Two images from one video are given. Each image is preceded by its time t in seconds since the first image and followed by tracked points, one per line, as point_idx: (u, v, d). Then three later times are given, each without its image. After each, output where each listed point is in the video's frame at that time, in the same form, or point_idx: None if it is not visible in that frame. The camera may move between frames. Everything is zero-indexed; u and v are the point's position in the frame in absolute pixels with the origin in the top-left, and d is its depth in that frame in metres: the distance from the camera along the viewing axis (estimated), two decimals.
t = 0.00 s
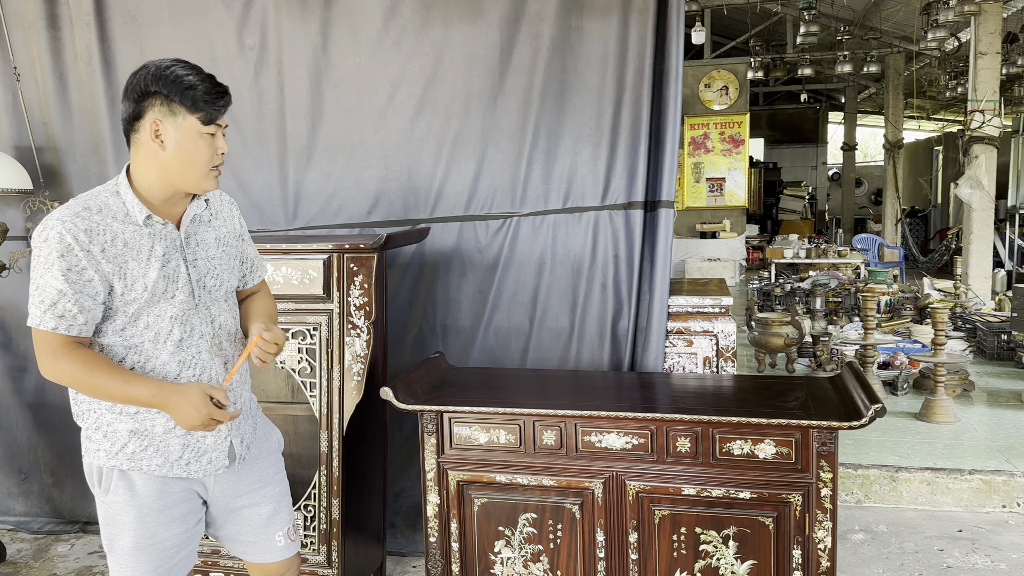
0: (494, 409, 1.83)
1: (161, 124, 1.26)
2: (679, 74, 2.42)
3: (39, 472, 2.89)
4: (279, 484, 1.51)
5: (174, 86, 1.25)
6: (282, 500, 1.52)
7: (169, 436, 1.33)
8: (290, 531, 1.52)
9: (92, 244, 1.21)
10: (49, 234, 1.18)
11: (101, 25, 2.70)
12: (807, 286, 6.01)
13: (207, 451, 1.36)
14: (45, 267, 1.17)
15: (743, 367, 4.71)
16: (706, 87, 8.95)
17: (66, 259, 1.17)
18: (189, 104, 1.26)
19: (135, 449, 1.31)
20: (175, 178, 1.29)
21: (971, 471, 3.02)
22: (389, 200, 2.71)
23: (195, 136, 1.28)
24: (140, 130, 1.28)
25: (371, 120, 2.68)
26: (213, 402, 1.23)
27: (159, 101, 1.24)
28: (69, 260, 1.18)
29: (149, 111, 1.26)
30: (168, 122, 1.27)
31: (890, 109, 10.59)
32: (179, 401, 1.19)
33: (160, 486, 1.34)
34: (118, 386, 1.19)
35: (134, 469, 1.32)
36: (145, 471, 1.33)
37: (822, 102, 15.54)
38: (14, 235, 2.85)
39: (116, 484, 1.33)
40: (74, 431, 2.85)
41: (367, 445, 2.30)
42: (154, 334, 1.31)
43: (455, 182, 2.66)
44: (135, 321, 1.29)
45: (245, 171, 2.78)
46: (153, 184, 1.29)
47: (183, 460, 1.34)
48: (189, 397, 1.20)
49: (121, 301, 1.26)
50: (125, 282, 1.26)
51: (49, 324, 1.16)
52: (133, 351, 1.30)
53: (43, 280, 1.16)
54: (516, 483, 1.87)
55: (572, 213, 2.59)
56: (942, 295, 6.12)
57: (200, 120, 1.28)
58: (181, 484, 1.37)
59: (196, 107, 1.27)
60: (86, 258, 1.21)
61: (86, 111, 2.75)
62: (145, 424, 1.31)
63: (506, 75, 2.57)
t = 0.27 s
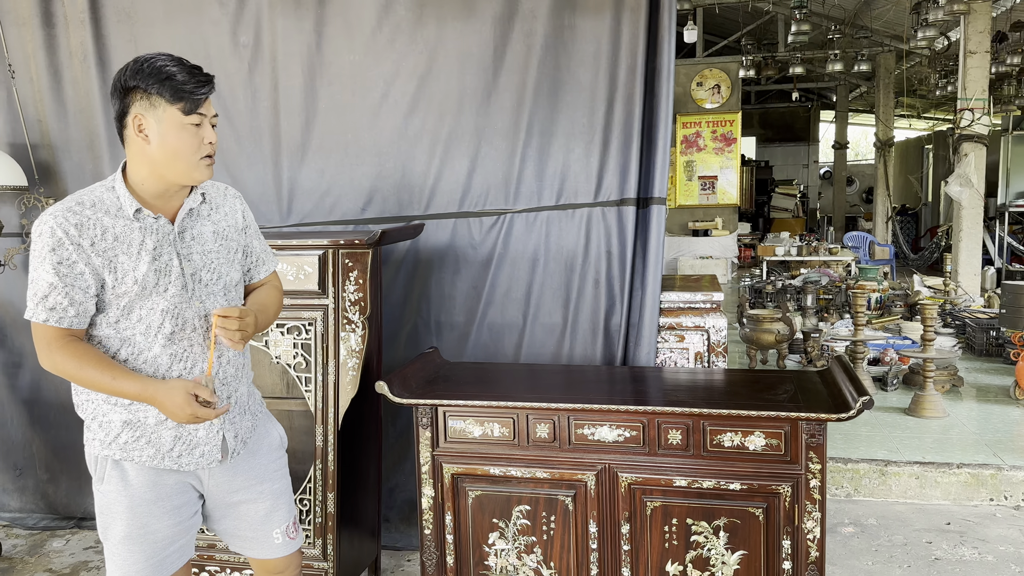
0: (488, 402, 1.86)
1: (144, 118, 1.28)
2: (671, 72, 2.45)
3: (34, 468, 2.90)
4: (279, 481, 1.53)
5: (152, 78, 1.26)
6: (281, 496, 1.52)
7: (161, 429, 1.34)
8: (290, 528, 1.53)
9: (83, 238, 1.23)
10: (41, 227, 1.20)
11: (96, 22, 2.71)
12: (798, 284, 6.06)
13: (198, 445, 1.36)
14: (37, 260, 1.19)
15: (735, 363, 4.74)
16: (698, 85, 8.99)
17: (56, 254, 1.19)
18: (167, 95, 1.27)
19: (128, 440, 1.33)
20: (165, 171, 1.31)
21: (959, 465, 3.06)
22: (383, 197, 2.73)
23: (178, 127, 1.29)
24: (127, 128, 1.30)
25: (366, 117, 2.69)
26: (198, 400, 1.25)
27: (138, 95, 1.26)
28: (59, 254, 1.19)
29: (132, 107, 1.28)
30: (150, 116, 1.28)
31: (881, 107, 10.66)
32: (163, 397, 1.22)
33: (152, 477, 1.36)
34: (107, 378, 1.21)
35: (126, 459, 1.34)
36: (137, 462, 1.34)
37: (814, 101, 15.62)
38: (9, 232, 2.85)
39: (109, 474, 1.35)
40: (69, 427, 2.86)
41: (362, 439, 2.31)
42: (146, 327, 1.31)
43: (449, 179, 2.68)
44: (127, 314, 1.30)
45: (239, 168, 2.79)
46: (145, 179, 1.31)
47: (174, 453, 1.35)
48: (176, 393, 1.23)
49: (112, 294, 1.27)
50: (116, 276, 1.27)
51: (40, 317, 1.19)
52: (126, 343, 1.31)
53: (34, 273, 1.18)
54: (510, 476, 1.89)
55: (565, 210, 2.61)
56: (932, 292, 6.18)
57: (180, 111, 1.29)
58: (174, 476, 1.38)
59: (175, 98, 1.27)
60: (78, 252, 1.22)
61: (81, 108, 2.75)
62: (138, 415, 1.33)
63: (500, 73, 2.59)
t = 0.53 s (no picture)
0: (484, 395, 1.88)
1: (121, 118, 1.33)
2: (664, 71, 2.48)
3: (32, 464, 2.93)
4: (285, 473, 1.53)
5: (116, 77, 1.30)
6: (286, 489, 1.53)
7: (169, 417, 1.36)
8: (294, 520, 1.54)
9: (95, 231, 1.27)
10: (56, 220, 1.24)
11: (94, 21, 2.73)
12: (791, 282, 6.10)
13: (206, 435, 1.38)
14: (52, 251, 1.23)
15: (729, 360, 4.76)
16: (692, 85, 9.03)
17: (69, 245, 1.23)
18: (128, 90, 1.29)
19: (137, 428, 1.36)
20: (150, 166, 1.33)
21: (950, 459, 3.10)
22: (379, 194, 2.75)
23: (146, 120, 1.31)
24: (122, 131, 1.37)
25: (362, 116, 2.71)
26: (201, 392, 1.28)
27: (109, 97, 1.31)
28: (72, 245, 1.23)
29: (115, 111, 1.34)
30: (123, 115, 1.32)
31: (874, 107, 10.73)
32: (168, 388, 1.24)
33: (160, 465, 1.38)
34: (116, 367, 1.24)
35: (135, 447, 1.37)
36: (146, 449, 1.37)
37: (808, 101, 15.70)
38: (7, 229, 2.87)
39: (118, 460, 1.37)
40: (67, 423, 2.89)
41: (359, 434, 2.34)
42: (156, 319, 1.34)
43: (445, 177, 2.71)
44: (138, 306, 1.33)
45: (236, 165, 2.82)
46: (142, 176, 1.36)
47: (181, 442, 1.37)
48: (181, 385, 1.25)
49: (124, 286, 1.31)
50: (127, 268, 1.30)
51: (53, 306, 1.23)
52: (137, 334, 1.34)
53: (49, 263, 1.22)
54: (505, 468, 1.92)
55: (560, 207, 2.64)
56: (924, 290, 6.23)
57: (142, 103, 1.30)
58: (181, 464, 1.40)
59: (135, 92, 1.29)
60: (90, 244, 1.26)
61: (79, 105, 2.77)
62: (147, 404, 1.35)
63: (495, 71, 2.62)
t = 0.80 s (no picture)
0: (481, 389, 1.91)
1: (141, 120, 1.40)
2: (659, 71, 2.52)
3: (32, 460, 2.95)
4: (300, 465, 1.57)
5: (132, 80, 1.37)
6: (300, 479, 1.57)
7: (197, 403, 1.41)
8: (307, 510, 1.58)
9: (123, 227, 1.34)
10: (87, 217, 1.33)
11: (94, 20, 2.75)
12: (786, 281, 6.14)
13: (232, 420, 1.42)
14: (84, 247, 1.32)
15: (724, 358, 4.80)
16: (688, 85, 9.08)
17: (99, 240, 1.31)
18: (144, 91, 1.37)
19: (166, 413, 1.40)
20: (169, 162, 1.39)
21: (941, 455, 3.14)
22: (377, 192, 2.78)
23: (162, 118, 1.37)
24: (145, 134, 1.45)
25: (361, 115, 2.74)
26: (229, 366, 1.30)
27: (129, 100, 1.39)
28: (101, 240, 1.31)
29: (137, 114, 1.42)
30: (142, 117, 1.40)
31: (869, 107, 10.78)
32: (197, 362, 1.29)
33: (186, 450, 1.42)
34: (145, 351, 1.31)
35: (164, 431, 1.41)
36: (174, 434, 1.41)
37: (803, 101, 15.75)
38: (8, 227, 2.89)
39: (147, 444, 1.42)
40: (67, 420, 2.91)
41: (357, 429, 2.37)
42: (183, 310, 1.39)
43: (442, 175, 2.73)
44: (166, 298, 1.39)
45: (235, 164, 2.84)
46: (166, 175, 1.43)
47: (208, 427, 1.41)
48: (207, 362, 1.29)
49: (152, 279, 1.37)
50: (154, 261, 1.37)
51: (86, 298, 1.30)
52: (166, 325, 1.39)
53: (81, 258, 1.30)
54: (502, 461, 1.95)
55: (556, 205, 2.67)
56: (917, 289, 6.28)
57: (157, 102, 1.37)
58: (208, 449, 1.44)
59: (150, 92, 1.36)
60: (118, 239, 1.33)
61: (79, 103, 2.79)
62: (177, 389, 1.40)
63: (492, 71, 2.65)
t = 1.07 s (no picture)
0: (479, 387, 1.94)
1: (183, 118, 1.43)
2: (656, 74, 2.55)
3: (35, 458, 2.98)
4: (322, 450, 1.62)
5: (178, 80, 1.40)
6: (322, 464, 1.61)
7: (225, 393, 1.45)
8: (326, 493, 1.62)
9: (160, 221, 1.39)
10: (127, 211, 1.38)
11: (97, 22, 2.77)
12: (783, 282, 6.17)
13: (259, 407, 1.47)
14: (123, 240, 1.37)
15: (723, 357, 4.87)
16: (686, 87, 9.11)
17: (138, 233, 1.36)
18: (190, 93, 1.39)
19: (196, 402, 1.45)
20: (209, 163, 1.44)
21: (936, 454, 3.17)
22: (377, 193, 2.81)
23: (207, 120, 1.41)
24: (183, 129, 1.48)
25: (361, 117, 2.77)
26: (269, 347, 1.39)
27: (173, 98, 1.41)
28: (139, 233, 1.36)
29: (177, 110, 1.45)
30: (185, 116, 1.42)
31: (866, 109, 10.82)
32: (240, 344, 1.37)
33: (214, 436, 1.47)
34: (182, 338, 1.36)
35: (194, 419, 1.46)
36: (204, 421, 1.46)
37: (801, 103, 15.80)
38: (11, 227, 2.91)
39: (178, 431, 1.48)
40: (69, 418, 2.93)
41: (358, 427, 2.40)
42: (215, 302, 1.45)
43: (441, 177, 2.76)
44: (199, 290, 1.44)
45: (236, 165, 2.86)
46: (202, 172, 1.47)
47: (237, 415, 1.46)
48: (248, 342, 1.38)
49: (186, 272, 1.43)
50: (189, 255, 1.42)
51: (124, 288, 1.36)
52: (197, 316, 1.44)
53: (120, 250, 1.36)
54: (501, 458, 1.98)
55: (554, 206, 2.70)
56: (914, 290, 6.31)
57: (204, 105, 1.40)
58: (236, 437, 1.49)
59: (197, 94, 1.39)
60: (156, 233, 1.39)
61: (82, 105, 2.82)
62: (207, 379, 1.45)
63: (491, 74, 2.68)
